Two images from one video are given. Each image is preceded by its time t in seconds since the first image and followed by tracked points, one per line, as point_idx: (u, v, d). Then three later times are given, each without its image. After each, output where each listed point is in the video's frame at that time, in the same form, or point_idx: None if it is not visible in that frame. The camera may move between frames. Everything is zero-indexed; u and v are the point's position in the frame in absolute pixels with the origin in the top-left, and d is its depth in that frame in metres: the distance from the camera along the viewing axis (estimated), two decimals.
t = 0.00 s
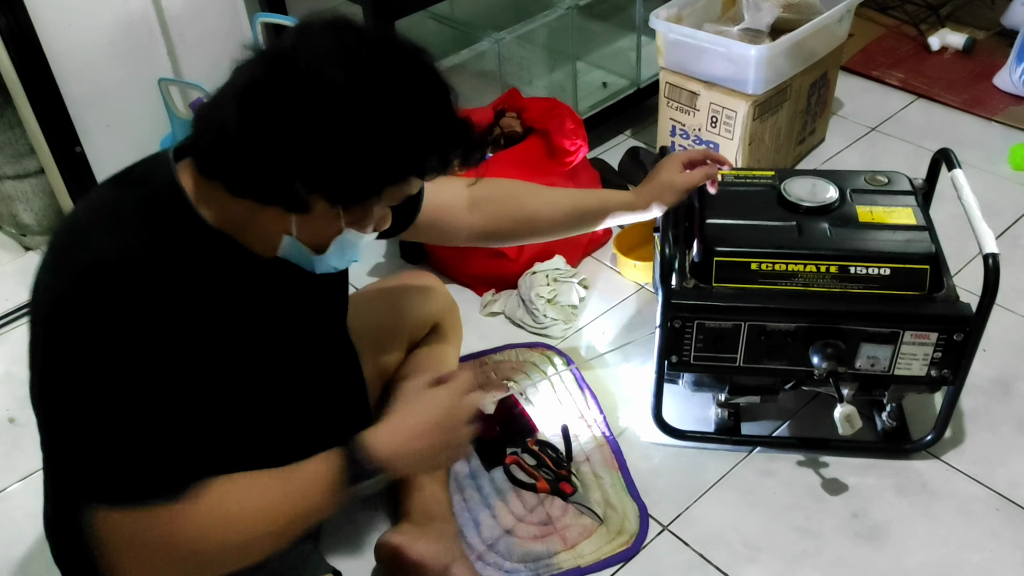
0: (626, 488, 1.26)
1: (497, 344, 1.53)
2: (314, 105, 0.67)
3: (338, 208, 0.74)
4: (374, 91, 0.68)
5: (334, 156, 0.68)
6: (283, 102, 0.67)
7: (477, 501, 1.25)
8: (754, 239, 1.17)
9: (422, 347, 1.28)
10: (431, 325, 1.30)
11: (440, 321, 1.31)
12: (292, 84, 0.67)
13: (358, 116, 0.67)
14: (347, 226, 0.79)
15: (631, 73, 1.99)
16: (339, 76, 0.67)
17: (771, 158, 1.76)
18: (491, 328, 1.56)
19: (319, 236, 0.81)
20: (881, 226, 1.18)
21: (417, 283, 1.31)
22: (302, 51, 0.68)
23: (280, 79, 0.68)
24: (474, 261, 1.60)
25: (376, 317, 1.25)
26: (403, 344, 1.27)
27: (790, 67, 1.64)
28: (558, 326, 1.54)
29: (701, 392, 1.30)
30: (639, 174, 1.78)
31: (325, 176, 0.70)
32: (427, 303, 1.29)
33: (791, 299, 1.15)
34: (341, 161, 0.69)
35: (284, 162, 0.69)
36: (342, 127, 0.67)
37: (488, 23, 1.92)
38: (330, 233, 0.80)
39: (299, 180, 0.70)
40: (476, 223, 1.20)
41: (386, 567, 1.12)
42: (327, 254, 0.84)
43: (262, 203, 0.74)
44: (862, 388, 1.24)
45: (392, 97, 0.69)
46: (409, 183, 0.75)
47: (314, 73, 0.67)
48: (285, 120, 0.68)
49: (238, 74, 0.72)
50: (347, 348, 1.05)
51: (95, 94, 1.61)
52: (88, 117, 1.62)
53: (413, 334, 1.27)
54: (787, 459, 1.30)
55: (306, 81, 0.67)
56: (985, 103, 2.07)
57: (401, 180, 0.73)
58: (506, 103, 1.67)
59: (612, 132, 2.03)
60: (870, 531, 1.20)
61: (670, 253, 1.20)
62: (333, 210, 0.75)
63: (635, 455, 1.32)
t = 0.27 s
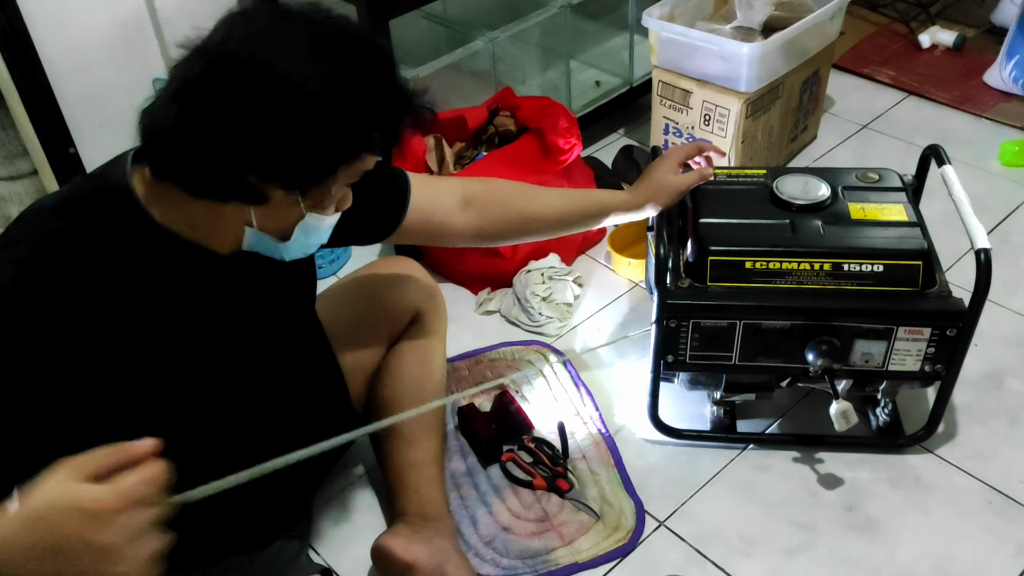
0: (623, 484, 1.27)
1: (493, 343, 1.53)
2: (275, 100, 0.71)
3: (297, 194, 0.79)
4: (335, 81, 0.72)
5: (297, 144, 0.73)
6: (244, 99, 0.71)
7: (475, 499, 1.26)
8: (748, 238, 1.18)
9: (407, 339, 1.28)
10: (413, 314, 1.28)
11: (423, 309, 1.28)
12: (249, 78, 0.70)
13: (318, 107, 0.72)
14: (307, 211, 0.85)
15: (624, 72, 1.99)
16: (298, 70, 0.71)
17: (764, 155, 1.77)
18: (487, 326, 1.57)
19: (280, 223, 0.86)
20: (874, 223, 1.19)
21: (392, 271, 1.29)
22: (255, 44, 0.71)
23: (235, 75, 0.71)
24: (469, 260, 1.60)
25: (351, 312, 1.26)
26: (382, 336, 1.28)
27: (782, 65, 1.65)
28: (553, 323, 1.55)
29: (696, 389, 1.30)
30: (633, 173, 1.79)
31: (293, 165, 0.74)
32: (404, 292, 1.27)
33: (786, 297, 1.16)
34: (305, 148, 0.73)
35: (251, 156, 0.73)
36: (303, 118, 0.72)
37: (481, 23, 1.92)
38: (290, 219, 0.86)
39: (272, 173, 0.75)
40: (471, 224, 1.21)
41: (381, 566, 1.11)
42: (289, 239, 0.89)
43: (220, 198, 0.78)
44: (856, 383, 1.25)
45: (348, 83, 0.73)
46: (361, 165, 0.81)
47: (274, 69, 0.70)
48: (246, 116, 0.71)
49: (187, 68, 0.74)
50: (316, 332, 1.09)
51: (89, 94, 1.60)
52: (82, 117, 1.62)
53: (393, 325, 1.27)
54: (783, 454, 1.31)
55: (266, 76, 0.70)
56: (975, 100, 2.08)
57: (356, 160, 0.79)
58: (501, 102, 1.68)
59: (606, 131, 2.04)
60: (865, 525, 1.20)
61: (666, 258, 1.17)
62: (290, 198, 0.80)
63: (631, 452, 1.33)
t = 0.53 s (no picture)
0: (617, 482, 1.28)
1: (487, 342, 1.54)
2: (245, 81, 0.66)
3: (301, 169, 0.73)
4: (302, 56, 0.67)
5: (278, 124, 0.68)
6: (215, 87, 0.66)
7: (470, 498, 1.26)
8: (741, 237, 1.19)
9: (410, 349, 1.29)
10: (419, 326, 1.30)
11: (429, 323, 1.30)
12: (217, 63, 0.66)
13: (288, 81, 0.66)
14: (317, 181, 0.79)
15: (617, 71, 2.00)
16: (262, 47, 0.66)
17: (756, 155, 1.78)
18: (481, 326, 1.57)
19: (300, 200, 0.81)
20: (865, 222, 1.20)
21: (407, 283, 1.32)
22: (220, 23, 0.67)
23: (203, 61, 0.66)
24: (463, 260, 1.61)
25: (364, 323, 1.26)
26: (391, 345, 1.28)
27: (773, 65, 1.66)
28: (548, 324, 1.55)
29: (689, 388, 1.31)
30: (627, 173, 1.80)
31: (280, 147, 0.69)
32: (411, 304, 1.29)
33: (778, 296, 1.17)
34: (287, 127, 0.68)
35: (236, 147, 0.68)
36: (274, 94, 0.66)
37: (474, 23, 1.93)
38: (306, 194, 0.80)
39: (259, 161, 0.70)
40: (461, 215, 1.21)
41: (380, 564, 1.12)
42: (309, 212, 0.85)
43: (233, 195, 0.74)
44: (848, 381, 1.26)
45: (333, 62, 0.68)
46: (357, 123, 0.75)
47: (238, 49, 0.65)
48: (220, 104, 0.66)
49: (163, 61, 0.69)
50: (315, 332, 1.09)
51: (82, 96, 1.61)
52: (75, 119, 1.62)
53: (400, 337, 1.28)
54: (775, 453, 1.32)
55: (233, 60, 0.66)
56: (966, 100, 2.10)
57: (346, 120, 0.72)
58: (495, 101, 1.69)
59: (599, 131, 2.05)
60: (857, 522, 1.21)
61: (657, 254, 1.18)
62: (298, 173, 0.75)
63: (625, 451, 1.34)
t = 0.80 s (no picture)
0: (610, 481, 1.28)
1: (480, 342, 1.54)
2: (311, 83, 0.71)
3: (353, 173, 0.80)
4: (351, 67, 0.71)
5: (331, 127, 0.73)
6: (282, 84, 0.71)
7: (464, 498, 1.26)
8: (733, 236, 1.19)
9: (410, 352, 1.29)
10: (419, 329, 1.30)
11: (428, 327, 1.31)
12: (287, 60, 0.71)
13: (351, 88, 0.72)
14: (365, 184, 0.85)
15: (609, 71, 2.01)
16: (331, 53, 0.71)
17: (748, 155, 1.79)
18: (475, 326, 1.57)
19: (346, 200, 0.87)
20: (856, 221, 1.20)
21: (405, 286, 1.32)
22: (294, 23, 0.72)
23: (276, 56, 0.71)
24: (457, 261, 1.61)
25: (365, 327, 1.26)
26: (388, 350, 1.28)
27: (765, 65, 1.67)
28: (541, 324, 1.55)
29: (682, 388, 1.32)
30: (619, 173, 1.80)
31: (326, 148, 0.75)
32: (408, 307, 1.29)
33: (770, 295, 1.17)
34: (337, 131, 0.74)
35: (291, 143, 0.74)
36: (335, 99, 0.72)
37: (466, 24, 1.93)
38: (354, 195, 0.86)
39: (307, 158, 0.75)
40: (453, 211, 1.23)
41: (373, 564, 1.12)
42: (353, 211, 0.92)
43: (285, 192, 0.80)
44: (840, 380, 1.26)
45: (372, 64, 0.72)
46: (412, 133, 0.81)
47: (309, 52, 0.71)
48: (285, 100, 0.72)
49: (236, 46, 0.75)
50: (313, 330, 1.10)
51: (75, 98, 1.60)
52: (67, 120, 1.61)
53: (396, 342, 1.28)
54: (768, 451, 1.32)
55: (301, 61, 0.71)
56: (957, 99, 2.11)
57: (399, 133, 0.79)
58: (487, 102, 1.69)
59: (592, 131, 2.05)
60: (849, 519, 1.22)
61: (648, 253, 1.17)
62: (348, 175, 0.81)
63: (618, 450, 1.34)
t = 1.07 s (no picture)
0: (602, 481, 1.28)
1: (472, 343, 1.54)
2: (318, 92, 0.71)
3: (352, 178, 0.79)
4: (365, 79, 0.72)
5: (334, 136, 0.74)
6: (286, 91, 0.71)
7: (456, 500, 1.26)
8: (725, 237, 1.19)
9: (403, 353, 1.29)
10: (412, 330, 1.30)
11: (421, 328, 1.31)
12: (296, 67, 0.71)
13: (357, 98, 0.72)
14: (364, 192, 0.85)
15: (601, 73, 2.01)
16: (340, 62, 0.71)
17: (740, 155, 1.79)
18: (467, 328, 1.57)
19: (344, 206, 0.86)
20: (848, 221, 1.20)
21: (399, 287, 1.31)
22: (304, 31, 0.71)
23: (284, 62, 0.71)
24: (449, 262, 1.61)
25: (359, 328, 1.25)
26: (382, 350, 1.28)
27: (757, 65, 1.67)
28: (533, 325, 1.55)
29: (675, 388, 1.31)
30: (612, 173, 1.80)
31: (329, 156, 0.75)
32: (403, 308, 1.29)
33: (761, 295, 1.17)
34: (340, 140, 0.74)
35: (294, 150, 0.74)
36: (341, 108, 0.72)
37: (458, 25, 1.93)
38: (351, 201, 0.85)
39: (310, 165, 0.76)
40: (442, 213, 1.24)
41: (366, 566, 1.12)
42: (350, 216, 0.91)
43: (285, 195, 0.80)
44: (833, 380, 1.26)
45: (387, 77, 0.73)
46: (411, 141, 0.81)
47: (318, 60, 0.71)
48: (291, 108, 0.72)
49: (243, 47, 0.74)
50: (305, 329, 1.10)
51: (66, 100, 1.60)
52: (58, 122, 1.60)
53: (392, 341, 1.28)
54: (761, 451, 1.32)
55: (311, 69, 0.71)
56: (948, 99, 2.11)
57: (400, 142, 0.79)
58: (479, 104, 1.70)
59: (584, 132, 2.05)
60: (842, 519, 1.22)
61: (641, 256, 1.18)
62: (349, 182, 0.81)
63: (610, 451, 1.34)
